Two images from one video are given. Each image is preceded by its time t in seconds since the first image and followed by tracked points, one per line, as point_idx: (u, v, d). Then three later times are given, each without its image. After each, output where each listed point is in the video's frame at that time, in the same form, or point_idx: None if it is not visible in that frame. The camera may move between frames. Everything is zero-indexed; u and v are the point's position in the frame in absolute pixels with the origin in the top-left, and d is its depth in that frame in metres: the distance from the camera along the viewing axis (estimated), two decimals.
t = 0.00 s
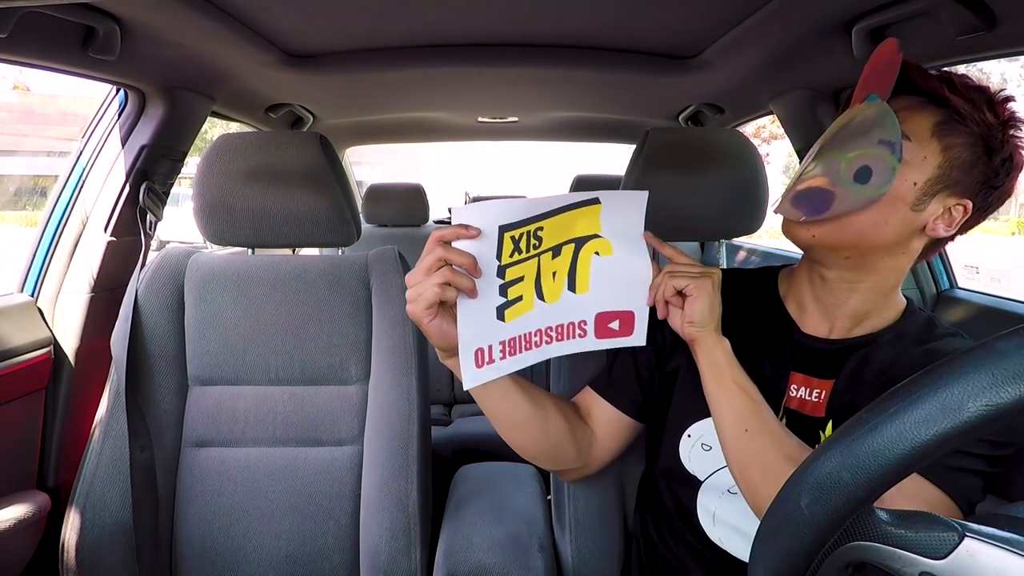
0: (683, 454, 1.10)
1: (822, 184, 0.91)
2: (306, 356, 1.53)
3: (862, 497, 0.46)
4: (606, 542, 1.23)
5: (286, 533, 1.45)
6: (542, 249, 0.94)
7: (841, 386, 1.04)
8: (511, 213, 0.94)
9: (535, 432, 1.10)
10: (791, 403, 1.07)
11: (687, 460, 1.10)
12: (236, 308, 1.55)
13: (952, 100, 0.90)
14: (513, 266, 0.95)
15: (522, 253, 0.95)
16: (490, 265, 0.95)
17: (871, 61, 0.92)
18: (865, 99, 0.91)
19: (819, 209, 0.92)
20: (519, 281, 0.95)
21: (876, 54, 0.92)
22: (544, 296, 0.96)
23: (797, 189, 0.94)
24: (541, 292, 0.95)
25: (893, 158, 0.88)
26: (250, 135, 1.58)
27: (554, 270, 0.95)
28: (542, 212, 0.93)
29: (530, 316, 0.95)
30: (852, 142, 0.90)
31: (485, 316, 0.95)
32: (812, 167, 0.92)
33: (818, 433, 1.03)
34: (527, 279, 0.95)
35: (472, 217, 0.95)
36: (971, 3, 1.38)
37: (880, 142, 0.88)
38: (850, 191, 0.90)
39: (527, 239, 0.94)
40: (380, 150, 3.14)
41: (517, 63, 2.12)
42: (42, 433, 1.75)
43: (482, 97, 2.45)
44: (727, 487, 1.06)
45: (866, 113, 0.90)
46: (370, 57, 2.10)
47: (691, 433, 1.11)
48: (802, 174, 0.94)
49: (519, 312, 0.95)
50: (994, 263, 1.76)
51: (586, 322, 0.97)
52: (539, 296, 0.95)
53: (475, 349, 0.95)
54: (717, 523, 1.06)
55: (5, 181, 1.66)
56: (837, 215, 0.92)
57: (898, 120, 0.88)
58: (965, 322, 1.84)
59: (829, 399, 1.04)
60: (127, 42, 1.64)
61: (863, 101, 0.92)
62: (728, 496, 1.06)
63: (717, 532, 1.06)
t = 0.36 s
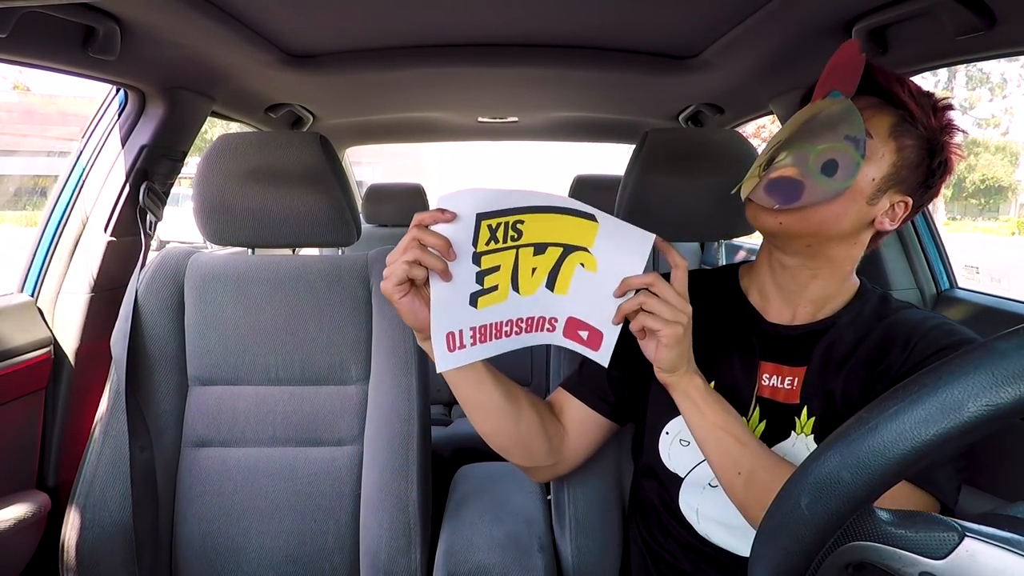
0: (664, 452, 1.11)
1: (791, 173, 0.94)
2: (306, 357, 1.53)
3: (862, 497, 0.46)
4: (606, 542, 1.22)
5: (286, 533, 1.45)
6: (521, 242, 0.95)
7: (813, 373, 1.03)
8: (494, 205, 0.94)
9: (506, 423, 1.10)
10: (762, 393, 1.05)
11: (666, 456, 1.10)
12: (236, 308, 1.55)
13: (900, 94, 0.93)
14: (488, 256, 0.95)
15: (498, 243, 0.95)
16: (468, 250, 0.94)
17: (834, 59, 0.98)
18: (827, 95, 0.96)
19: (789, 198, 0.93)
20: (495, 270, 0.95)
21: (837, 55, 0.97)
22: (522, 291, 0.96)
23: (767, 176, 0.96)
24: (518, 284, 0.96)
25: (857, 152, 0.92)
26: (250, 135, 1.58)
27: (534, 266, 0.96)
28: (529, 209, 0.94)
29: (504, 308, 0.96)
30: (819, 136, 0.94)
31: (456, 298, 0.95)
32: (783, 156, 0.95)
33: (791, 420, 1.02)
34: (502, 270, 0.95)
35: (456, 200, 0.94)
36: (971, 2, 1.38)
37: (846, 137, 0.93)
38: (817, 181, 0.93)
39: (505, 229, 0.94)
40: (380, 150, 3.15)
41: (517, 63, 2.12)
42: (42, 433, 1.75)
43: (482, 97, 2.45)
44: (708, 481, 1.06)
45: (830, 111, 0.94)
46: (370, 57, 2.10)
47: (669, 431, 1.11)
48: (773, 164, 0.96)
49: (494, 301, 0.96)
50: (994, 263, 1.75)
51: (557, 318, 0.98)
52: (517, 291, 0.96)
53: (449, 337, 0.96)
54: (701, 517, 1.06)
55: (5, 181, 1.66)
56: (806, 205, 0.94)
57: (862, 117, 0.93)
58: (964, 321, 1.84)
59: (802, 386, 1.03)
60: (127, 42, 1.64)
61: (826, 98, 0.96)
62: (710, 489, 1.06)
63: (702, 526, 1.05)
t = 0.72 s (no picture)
0: (657, 456, 1.10)
1: (790, 185, 0.88)
2: (306, 356, 1.53)
3: (862, 497, 0.46)
4: (606, 541, 1.23)
5: (286, 533, 1.45)
6: (579, 231, 0.90)
7: (799, 365, 1.04)
8: (543, 194, 0.92)
9: (506, 429, 1.10)
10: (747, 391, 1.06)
11: (659, 458, 1.10)
12: (236, 308, 1.55)
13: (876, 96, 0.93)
14: (543, 252, 0.91)
15: (554, 233, 0.90)
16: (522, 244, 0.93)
17: (807, 54, 0.91)
18: (805, 93, 0.92)
19: (788, 213, 0.89)
20: (555, 266, 0.90)
21: (810, 51, 0.91)
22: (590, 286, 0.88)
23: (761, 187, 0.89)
24: (585, 280, 0.89)
25: (848, 159, 0.88)
26: (250, 135, 1.58)
27: (603, 256, 0.88)
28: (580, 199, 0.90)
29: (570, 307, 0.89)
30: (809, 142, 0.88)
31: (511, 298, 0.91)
32: (778, 167, 0.88)
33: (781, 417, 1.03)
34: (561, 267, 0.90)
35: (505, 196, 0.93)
36: (971, 2, 1.38)
37: (835, 144, 0.88)
38: (815, 194, 0.88)
39: (554, 219, 0.91)
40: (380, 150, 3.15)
41: (517, 63, 2.12)
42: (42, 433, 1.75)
43: (482, 97, 2.46)
44: (703, 481, 1.05)
45: (813, 113, 0.89)
46: (370, 57, 2.10)
47: (660, 435, 1.10)
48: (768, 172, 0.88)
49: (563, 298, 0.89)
50: (994, 263, 1.75)
51: (656, 320, 0.84)
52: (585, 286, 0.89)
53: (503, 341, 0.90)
54: (699, 518, 1.05)
55: (5, 181, 1.66)
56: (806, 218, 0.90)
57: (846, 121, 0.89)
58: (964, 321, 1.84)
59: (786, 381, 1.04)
60: (127, 42, 1.64)
61: (804, 97, 0.91)
62: (706, 489, 1.05)
63: (701, 527, 1.05)
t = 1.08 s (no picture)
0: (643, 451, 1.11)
1: (773, 170, 0.84)
2: (306, 357, 1.53)
3: (862, 497, 0.46)
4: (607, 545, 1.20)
5: (285, 533, 1.45)
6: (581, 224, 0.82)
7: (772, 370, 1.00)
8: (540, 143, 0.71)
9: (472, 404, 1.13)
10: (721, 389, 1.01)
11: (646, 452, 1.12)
12: (236, 308, 1.55)
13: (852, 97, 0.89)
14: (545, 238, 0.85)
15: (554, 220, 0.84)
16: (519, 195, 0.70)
17: (782, 55, 0.91)
18: (782, 92, 0.89)
19: (777, 199, 0.85)
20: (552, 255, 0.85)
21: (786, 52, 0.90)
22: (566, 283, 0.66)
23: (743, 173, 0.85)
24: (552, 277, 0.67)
25: (830, 151, 0.86)
26: (250, 135, 1.58)
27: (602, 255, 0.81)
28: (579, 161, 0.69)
29: (533, 301, 0.67)
30: (790, 133, 0.85)
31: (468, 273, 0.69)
32: (762, 153, 0.84)
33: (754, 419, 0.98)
34: (540, 243, 0.68)
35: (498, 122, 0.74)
36: (971, 1, 1.38)
37: (817, 135, 0.85)
38: (801, 182, 0.85)
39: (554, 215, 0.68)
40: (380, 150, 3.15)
41: (517, 63, 2.12)
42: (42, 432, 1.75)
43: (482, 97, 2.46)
44: (682, 474, 1.06)
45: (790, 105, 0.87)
46: (369, 57, 2.10)
47: (642, 429, 1.12)
48: (751, 159, 0.85)
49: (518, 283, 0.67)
50: (994, 263, 1.75)
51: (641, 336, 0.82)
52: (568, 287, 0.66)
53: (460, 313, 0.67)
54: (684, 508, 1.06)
55: (5, 181, 1.66)
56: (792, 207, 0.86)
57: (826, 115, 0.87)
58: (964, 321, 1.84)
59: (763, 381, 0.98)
60: (127, 42, 1.64)
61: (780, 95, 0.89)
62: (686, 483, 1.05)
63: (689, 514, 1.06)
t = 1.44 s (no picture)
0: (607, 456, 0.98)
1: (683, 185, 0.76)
2: (306, 357, 1.53)
3: (862, 497, 0.46)
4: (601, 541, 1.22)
5: (285, 533, 1.45)
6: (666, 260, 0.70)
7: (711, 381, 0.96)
8: (726, 176, 0.63)
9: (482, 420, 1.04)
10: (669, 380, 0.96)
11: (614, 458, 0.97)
12: (236, 308, 1.55)
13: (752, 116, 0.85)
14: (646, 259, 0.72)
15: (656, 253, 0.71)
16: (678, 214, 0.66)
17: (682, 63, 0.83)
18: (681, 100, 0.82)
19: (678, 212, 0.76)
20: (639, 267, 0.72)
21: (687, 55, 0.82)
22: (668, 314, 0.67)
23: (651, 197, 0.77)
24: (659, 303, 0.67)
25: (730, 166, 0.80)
26: (250, 135, 1.58)
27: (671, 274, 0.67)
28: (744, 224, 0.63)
29: (627, 311, 0.69)
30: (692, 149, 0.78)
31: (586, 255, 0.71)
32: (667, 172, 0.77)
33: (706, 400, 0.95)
34: (662, 269, 0.67)
35: (711, 112, 0.65)
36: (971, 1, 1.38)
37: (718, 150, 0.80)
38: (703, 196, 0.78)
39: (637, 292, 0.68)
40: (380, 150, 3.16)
41: (516, 63, 2.12)
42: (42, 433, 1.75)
43: (482, 97, 2.46)
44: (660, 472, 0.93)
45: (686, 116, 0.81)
46: (369, 57, 2.10)
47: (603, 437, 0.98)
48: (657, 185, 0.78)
49: (620, 289, 0.69)
50: (994, 263, 1.75)
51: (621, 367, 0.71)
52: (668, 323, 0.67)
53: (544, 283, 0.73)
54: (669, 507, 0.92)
55: (5, 181, 1.66)
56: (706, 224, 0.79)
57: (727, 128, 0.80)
58: (964, 321, 1.84)
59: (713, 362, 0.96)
60: (127, 42, 1.64)
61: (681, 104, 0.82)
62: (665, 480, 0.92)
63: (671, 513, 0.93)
